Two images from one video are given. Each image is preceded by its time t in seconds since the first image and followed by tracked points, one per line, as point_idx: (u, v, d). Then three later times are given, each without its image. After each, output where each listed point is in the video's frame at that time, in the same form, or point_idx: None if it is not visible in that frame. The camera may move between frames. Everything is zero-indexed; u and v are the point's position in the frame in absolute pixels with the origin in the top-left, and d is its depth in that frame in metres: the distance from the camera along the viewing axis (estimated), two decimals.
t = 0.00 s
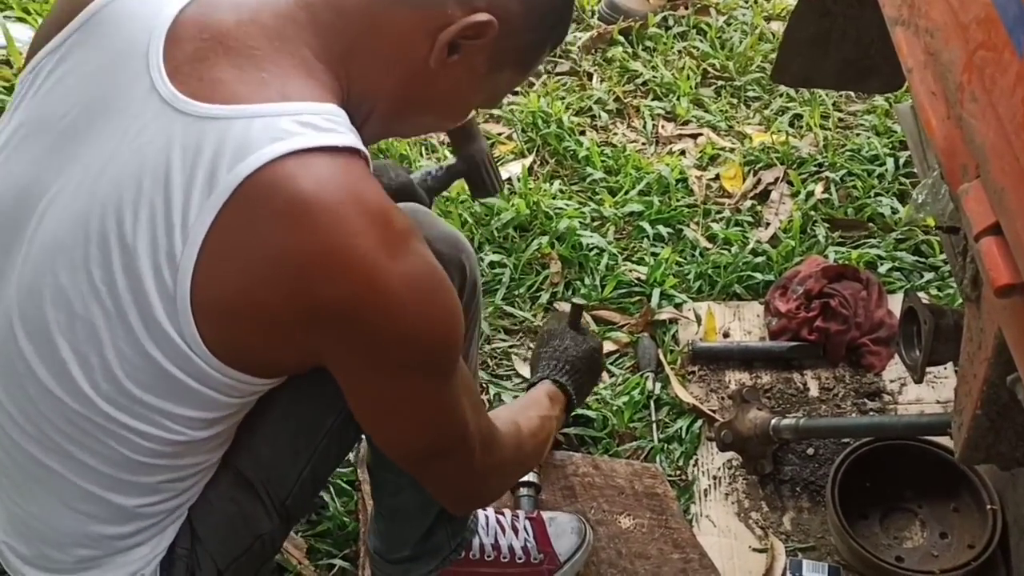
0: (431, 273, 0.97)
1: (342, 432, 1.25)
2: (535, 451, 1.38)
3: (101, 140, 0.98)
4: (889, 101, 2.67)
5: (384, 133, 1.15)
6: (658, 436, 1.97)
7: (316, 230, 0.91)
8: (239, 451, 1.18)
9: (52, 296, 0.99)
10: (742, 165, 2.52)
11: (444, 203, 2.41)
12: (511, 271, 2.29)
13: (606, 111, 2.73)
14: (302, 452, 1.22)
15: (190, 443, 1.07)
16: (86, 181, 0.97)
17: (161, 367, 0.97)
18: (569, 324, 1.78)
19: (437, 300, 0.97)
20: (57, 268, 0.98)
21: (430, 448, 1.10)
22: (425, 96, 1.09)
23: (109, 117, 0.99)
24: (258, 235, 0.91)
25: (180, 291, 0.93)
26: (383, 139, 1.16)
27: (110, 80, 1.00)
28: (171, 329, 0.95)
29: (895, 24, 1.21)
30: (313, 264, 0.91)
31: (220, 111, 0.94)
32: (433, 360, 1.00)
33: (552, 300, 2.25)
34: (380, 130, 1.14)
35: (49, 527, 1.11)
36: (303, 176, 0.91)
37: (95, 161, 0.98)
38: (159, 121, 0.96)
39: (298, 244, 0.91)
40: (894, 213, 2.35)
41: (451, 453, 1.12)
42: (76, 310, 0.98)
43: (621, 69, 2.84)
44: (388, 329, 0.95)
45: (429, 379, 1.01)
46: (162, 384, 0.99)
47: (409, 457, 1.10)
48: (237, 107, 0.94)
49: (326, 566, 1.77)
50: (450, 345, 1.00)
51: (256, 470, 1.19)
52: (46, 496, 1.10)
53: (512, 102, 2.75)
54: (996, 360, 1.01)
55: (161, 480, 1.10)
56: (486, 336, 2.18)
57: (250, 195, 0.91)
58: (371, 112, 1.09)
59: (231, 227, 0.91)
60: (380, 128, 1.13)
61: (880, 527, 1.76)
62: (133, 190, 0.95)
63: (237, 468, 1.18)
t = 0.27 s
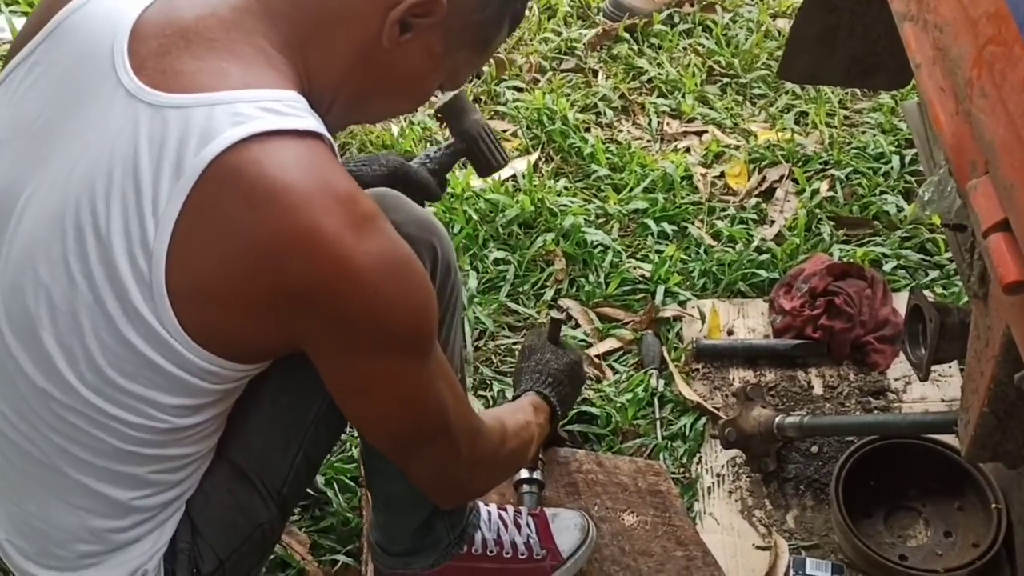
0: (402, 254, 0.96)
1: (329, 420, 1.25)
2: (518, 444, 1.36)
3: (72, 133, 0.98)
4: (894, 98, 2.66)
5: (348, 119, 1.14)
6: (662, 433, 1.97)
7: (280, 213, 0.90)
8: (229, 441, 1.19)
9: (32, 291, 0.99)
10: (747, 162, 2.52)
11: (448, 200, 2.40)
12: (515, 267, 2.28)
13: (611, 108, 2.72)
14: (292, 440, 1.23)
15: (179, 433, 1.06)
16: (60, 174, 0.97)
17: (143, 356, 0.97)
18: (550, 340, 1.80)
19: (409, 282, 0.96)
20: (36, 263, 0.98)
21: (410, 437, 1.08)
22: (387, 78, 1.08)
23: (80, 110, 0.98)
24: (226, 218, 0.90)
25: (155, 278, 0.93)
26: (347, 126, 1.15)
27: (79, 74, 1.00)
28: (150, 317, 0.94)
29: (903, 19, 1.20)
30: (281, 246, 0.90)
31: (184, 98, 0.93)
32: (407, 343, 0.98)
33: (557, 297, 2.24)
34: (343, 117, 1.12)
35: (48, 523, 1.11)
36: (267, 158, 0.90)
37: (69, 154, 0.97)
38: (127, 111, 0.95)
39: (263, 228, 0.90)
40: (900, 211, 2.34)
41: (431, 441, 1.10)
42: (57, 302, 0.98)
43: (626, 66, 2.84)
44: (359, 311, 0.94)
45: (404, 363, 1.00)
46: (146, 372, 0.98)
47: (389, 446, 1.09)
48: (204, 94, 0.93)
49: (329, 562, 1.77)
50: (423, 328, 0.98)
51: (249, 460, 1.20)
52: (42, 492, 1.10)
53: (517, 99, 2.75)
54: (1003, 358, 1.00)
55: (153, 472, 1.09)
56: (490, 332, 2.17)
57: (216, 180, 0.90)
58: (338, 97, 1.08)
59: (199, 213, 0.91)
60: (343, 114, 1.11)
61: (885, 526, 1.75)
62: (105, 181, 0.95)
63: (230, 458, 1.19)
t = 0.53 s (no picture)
0: (403, 230, 0.94)
1: (334, 407, 1.25)
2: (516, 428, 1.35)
3: (63, 119, 0.97)
4: (899, 89, 2.64)
5: (342, 103, 1.12)
6: (664, 425, 1.96)
7: (279, 191, 0.89)
8: (235, 430, 1.19)
9: (29, 278, 0.98)
10: (751, 153, 2.51)
11: (450, 190, 2.40)
12: (517, 258, 2.28)
13: (614, 99, 2.71)
14: (298, 426, 1.23)
15: (184, 416, 1.06)
16: (54, 160, 0.97)
17: (145, 339, 0.96)
18: (534, 329, 1.81)
19: (409, 258, 0.95)
20: (32, 250, 0.98)
21: (414, 417, 1.07)
22: (380, 59, 1.05)
23: (70, 96, 0.97)
24: (224, 197, 0.90)
25: (155, 261, 0.92)
26: (343, 110, 1.13)
27: (67, 61, 1.00)
28: (151, 299, 0.94)
29: (908, 6, 1.19)
30: (280, 222, 0.90)
31: (177, 81, 0.93)
32: (408, 320, 0.97)
33: (559, 288, 2.24)
34: (337, 100, 1.10)
35: (52, 513, 1.10)
36: (264, 136, 0.90)
37: (61, 140, 0.97)
38: (118, 95, 0.95)
39: (262, 206, 0.89)
40: (904, 202, 2.33)
41: (434, 421, 1.10)
42: (55, 287, 0.97)
43: (629, 56, 2.82)
44: (359, 287, 0.93)
45: (406, 341, 0.99)
46: (147, 356, 0.98)
47: (392, 427, 1.08)
48: (201, 76, 0.92)
49: (330, 553, 1.77)
50: (425, 304, 0.98)
51: (255, 447, 1.19)
52: (47, 480, 1.09)
53: (519, 89, 2.73)
54: (1008, 348, 0.99)
55: (159, 457, 1.09)
56: (493, 324, 2.16)
57: (215, 159, 0.90)
58: (331, 78, 1.06)
59: (199, 193, 0.91)
60: (337, 97, 1.10)
61: (888, 518, 1.74)
62: (101, 165, 0.94)
63: (238, 447, 1.19)
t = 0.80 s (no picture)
0: (458, 223, 0.96)
1: (365, 395, 1.23)
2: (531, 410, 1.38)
3: (114, 108, 0.96)
4: (902, 77, 2.64)
5: (393, 84, 1.10)
6: (663, 413, 1.96)
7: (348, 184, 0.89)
8: (264, 418, 1.18)
9: (80, 267, 0.98)
10: (752, 141, 2.50)
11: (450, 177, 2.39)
12: (517, 245, 2.27)
13: (615, 86, 2.70)
14: (327, 415, 1.21)
15: (228, 407, 1.07)
16: (104, 149, 0.96)
17: (197, 331, 0.97)
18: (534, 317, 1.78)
19: (465, 252, 0.97)
20: (84, 239, 0.97)
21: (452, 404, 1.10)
22: (432, 44, 1.04)
23: (120, 83, 0.96)
24: (290, 188, 0.89)
25: (214, 254, 0.92)
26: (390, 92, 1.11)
27: (115, 45, 0.98)
28: (206, 292, 0.94)
29: None
30: (347, 215, 0.90)
31: (239, 70, 0.91)
32: (460, 312, 0.99)
33: (559, 276, 2.23)
34: (388, 81, 1.09)
35: (83, 498, 1.09)
36: (333, 128, 0.89)
37: (113, 128, 0.96)
38: (174, 84, 0.93)
39: (330, 199, 0.89)
40: (905, 191, 2.33)
41: (471, 409, 1.12)
42: (108, 277, 0.97)
43: (631, 43, 2.81)
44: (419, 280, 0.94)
45: (456, 332, 1.01)
46: (201, 348, 0.99)
47: (431, 413, 1.10)
48: (261, 64, 0.91)
49: (329, 538, 1.76)
50: (475, 297, 1.00)
51: (282, 435, 1.18)
52: (83, 467, 1.08)
53: (520, 75, 2.73)
54: (1009, 335, 0.99)
55: (199, 446, 1.10)
56: (492, 311, 2.16)
57: (281, 151, 0.89)
58: (378, 62, 1.04)
59: (261, 183, 0.90)
60: (389, 77, 1.08)
61: (886, 506, 1.74)
62: (159, 156, 0.93)
63: (265, 435, 1.18)
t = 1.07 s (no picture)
0: (475, 238, 0.95)
1: (366, 398, 1.23)
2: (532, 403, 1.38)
3: (132, 97, 0.94)
4: (905, 66, 2.62)
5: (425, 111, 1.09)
6: (662, 402, 1.96)
7: (370, 201, 0.87)
8: (263, 416, 1.17)
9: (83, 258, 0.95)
10: (754, 129, 2.49)
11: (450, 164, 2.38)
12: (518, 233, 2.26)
13: (616, 73, 2.69)
14: (330, 416, 1.20)
15: (226, 407, 1.06)
16: (118, 139, 0.93)
17: (199, 332, 0.95)
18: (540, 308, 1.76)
19: (482, 267, 0.95)
20: (88, 227, 0.94)
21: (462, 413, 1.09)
22: (466, 78, 1.04)
23: (142, 72, 0.94)
24: (310, 204, 0.87)
25: (221, 257, 0.90)
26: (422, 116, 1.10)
27: (145, 35, 0.96)
28: (210, 293, 0.92)
29: None
30: (369, 232, 0.88)
31: (265, 70, 0.89)
32: (477, 326, 0.98)
33: (559, 264, 2.22)
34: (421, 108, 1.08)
35: (73, 488, 1.09)
36: (356, 141, 0.87)
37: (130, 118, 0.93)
38: (196, 78, 0.91)
39: (350, 214, 0.87)
40: (907, 180, 2.32)
41: (482, 418, 1.11)
42: (108, 274, 0.94)
43: (633, 30, 2.80)
44: (438, 297, 0.93)
45: (471, 345, 1.00)
46: (200, 350, 0.97)
47: (441, 422, 1.09)
48: (275, 70, 0.89)
49: (327, 526, 1.76)
50: (491, 314, 0.99)
51: (280, 434, 1.17)
52: (76, 462, 1.07)
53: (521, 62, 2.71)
54: (1011, 325, 0.98)
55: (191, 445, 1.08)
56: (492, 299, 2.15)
57: (301, 161, 0.87)
58: (408, 80, 1.02)
59: (278, 192, 0.87)
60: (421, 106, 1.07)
61: (885, 496, 1.74)
62: (170, 150, 0.90)
63: (263, 433, 1.17)
